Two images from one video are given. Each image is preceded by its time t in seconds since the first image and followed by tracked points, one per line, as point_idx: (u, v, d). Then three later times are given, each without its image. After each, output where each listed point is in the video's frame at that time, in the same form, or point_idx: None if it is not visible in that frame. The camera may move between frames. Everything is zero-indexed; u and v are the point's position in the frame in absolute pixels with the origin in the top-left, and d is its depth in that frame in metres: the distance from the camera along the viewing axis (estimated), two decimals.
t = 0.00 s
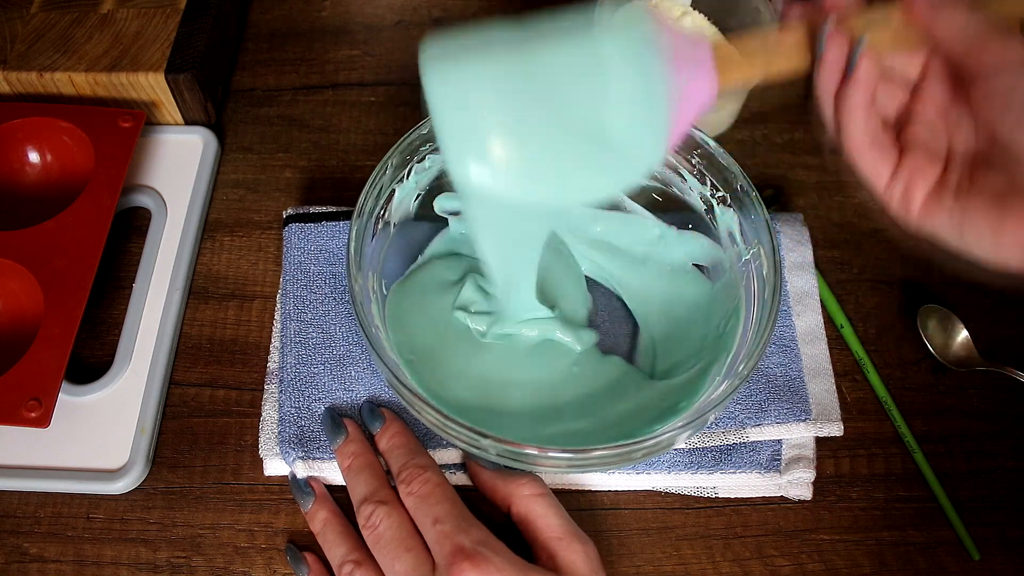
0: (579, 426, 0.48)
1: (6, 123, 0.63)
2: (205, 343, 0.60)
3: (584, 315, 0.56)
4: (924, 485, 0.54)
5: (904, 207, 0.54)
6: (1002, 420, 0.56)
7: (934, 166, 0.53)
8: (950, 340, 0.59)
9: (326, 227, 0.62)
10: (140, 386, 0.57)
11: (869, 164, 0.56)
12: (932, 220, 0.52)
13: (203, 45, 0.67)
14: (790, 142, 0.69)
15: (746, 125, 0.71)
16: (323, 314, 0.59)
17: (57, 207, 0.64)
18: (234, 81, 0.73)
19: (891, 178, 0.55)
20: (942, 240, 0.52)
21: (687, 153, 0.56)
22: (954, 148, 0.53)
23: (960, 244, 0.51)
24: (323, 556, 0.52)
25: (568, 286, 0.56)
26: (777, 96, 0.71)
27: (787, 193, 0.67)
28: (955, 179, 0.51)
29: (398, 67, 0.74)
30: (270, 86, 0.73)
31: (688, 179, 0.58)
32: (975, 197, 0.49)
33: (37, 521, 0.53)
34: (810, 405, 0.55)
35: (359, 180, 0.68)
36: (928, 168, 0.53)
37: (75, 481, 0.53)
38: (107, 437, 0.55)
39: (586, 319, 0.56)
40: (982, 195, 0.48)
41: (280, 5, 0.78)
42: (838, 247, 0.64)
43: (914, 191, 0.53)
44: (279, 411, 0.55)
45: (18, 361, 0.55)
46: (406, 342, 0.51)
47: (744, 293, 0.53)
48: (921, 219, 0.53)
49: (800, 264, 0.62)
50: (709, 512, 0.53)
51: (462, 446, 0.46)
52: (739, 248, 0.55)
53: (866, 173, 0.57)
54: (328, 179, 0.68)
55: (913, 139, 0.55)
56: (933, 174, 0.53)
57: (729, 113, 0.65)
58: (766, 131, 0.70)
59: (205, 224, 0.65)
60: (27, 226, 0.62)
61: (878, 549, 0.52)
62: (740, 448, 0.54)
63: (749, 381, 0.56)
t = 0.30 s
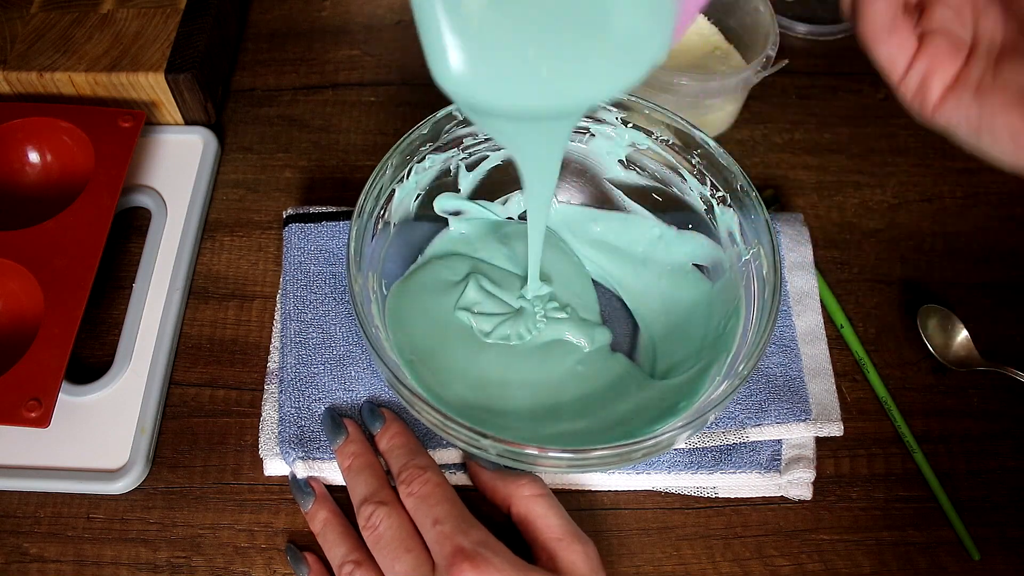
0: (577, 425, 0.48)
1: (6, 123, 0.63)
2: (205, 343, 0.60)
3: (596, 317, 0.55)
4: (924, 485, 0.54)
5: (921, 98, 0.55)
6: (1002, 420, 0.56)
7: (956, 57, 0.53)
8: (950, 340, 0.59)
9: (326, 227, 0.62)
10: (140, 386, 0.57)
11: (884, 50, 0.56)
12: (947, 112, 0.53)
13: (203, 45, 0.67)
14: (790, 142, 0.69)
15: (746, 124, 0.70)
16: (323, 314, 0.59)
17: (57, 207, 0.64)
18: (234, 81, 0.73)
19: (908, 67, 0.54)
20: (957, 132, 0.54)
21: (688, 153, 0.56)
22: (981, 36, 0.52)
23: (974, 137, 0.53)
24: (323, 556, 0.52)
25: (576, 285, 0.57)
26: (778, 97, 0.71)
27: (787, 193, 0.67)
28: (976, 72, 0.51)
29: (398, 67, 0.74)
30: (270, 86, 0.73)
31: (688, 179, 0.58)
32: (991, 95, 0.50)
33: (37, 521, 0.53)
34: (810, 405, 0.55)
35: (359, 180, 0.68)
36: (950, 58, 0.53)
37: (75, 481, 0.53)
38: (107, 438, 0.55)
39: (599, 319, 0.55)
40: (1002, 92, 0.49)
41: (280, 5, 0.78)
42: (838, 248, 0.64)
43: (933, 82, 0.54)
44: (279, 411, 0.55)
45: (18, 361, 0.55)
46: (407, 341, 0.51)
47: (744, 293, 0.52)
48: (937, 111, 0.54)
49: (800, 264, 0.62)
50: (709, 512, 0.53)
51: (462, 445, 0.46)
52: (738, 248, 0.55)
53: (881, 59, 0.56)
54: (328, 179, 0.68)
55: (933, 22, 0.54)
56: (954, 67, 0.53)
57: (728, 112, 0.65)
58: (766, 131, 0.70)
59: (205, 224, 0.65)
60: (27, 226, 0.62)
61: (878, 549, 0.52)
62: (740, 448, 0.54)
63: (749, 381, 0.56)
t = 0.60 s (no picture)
0: (577, 426, 0.48)
1: (6, 124, 0.63)
2: (206, 343, 0.60)
3: (599, 317, 0.55)
4: (923, 485, 0.54)
5: (947, 56, 0.59)
6: (1000, 420, 0.56)
7: (979, 17, 0.58)
8: (949, 340, 0.59)
9: (326, 227, 0.63)
10: (141, 386, 0.57)
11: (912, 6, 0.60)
12: (972, 71, 0.58)
13: (204, 45, 0.67)
14: (789, 142, 0.70)
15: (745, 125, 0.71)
16: (323, 314, 0.59)
17: (57, 208, 0.64)
18: (234, 81, 0.73)
19: (935, 24, 0.59)
20: (981, 90, 0.58)
21: (687, 154, 0.56)
22: None
23: (1001, 99, 0.57)
24: (323, 555, 0.53)
25: (577, 285, 0.57)
26: (777, 97, 0.72)
27: (786, 193, 0.67)
28: (1009, 31, 0.56)
29: (398, 67, 0.74)
30: (270, 86, 0.73)
31: (687, 179, 0.58)
32: None
33: (38, 520, 0.53)
34: (809, 405, 0.55)
35: (359, 181, 0.68)
36: (973, 19, 0.58)
37: (75, 480, 0.54)
38: (107, 438, 0.55)
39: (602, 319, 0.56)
40: None
41: (280, 5, 0.78)
42: (837, 248, 0.64)
43: (960, 42, 0.58)
44: (279, 411, 0.55)
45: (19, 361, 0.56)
46: (406, 341, 0.51)
47: (743, 292, 0.53)
48: (962, 71, 0.59)
49: (800, 264, 0.62)
50: (708, 511, 0.54)
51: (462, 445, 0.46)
52: (737, 249, 0.55)
53: (908, 17, 0.61)
54: (328, 179, 0.68)
55: None
56: (980, 26, 0.58)
57: (727, 112, 0.65)
58: (765, 131, 0.70)
59: (206, 224, 0.65)
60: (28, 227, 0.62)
61: (876, 548, 0.52)
62: (739, 448, 0.54)
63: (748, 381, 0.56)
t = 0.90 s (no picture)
0: (577, 426, 0.48)
1: (6, 124, 0.63)
2: (206, 343, 0.60)
3: (607, 316, 0.55)
4: (923, 485, 0.54)
5: (991, 9, 0.65)
6: (999, 419, 0.57)
7: None
8: (948, 340, 0.59)
9: (326, 228, 0.63)
10: (141, 386, 0.57)
11: None
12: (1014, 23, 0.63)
13: (205, 45, 0.67)
14: (789, 142, 0.70)
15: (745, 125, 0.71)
16: (324, 314, 0.60)
17: (57, 208, 0.64)
18: (234, 82, 0.73)
19: None
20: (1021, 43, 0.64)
21: (687, 154, 0.57)
22: None
23: None
24: (323, 555, 0.53)
25: (579, 284, 0.56)
26: (777, 97, 0.72)
27: (786, 194, 0.67)
28: None
29: (398, 67, 0.74)
30: (270, 86, 0.73)
31: (687, 180, 0.58)
32: None
33: (39, 520, 0.53)
34: (809, 405, 0.55)
35: (359, 181, 0.68)
36: None
37: (75, 480, 0.54)
38: (107, 438, 0.56)
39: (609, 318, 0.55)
40: None
41: (280, 5, 0.78)
42: (836, 248, 0.64)
43: None
44: (280, 411, 0.55)
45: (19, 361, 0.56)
46: (406, 342, 0.52)
47: (742, 292, 0.53)
48: (1001, 28, 0.65)
49: (799, 264, 0.62)
50: (708, 511, 0.54)
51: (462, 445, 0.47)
52: (737, 249, 0.55)
53: None
54: (328, 179, 0.68)
55: None
56: None
57: (727, 112, 0.65)
58: (765, 132, 0.70)
59: (207, 225, 0.65)
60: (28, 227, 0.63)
61: (876, 548, 0.52)
62: (739, 448, 0.54)
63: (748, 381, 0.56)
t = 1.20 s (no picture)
0: (577, 426, 0.48)
1: (6, 124, 0.63)
2: (207, 343, 0.60)
3: (611, 316, 0.56)
4: (923, 485, 0.54)
5: (960, 51, 0.62)
6: (999, 419, 0.57)
7: (992, 13, 0.61)
8: (948, 340, 0.59)
9: (326, 227, 0.63)
10: (141, 386, 0.57)
11: None
12: (985, 66, 0.61)
13: (205, 45, 0.67)
14: (789, 142, 0.70)
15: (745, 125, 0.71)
16: (324, 314, 0.60)
17: (57, 208, 0.64)
18: (234, 82, 0.73)
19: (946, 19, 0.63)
20: (991, 85, 0.62)
21: (687, 154, 0.57)
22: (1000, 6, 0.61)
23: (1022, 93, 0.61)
24: (323, 555, 0.53)
25: (579, 284, 0.57)
26: (777, 98, 0.72)
27: (786, 194, 0.67)
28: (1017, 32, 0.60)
29: (398, 67, 0.74)
30: (270, 86, 0.73)
31: (686, 180, 0.58)
32: None
33: (39, 520, 0.53)
34: (809, 405, 0.55)
35: (359, 181, 0.68)
36: (987, 14, 0.61)
37: (76, 480, 0.54)
38: (107, 438, 0.56)
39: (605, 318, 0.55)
40: None
41: (280, 5, 0.78)
42: (836, 248, 0.65)
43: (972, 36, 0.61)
44: (280, 411, 0.55)
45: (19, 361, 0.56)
46: (407, 342, 0.52)
47: (742, 292, 0.53)
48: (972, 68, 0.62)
49: (799, 264, 0.62)
50: (709, 511, 0.54)
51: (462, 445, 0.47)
52: (737, 249, 0.55)
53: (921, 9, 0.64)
54: (328, 179, 0.68)
55: None
56: (993, 24, 0.61)
57: (727, 113, 0.66)
58: (765, 132, 0.70)
59: (206, 225, 0.65)
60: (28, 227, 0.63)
61: (876, 548, 0.52)
62: (739, 448, 0.54)
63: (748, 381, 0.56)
